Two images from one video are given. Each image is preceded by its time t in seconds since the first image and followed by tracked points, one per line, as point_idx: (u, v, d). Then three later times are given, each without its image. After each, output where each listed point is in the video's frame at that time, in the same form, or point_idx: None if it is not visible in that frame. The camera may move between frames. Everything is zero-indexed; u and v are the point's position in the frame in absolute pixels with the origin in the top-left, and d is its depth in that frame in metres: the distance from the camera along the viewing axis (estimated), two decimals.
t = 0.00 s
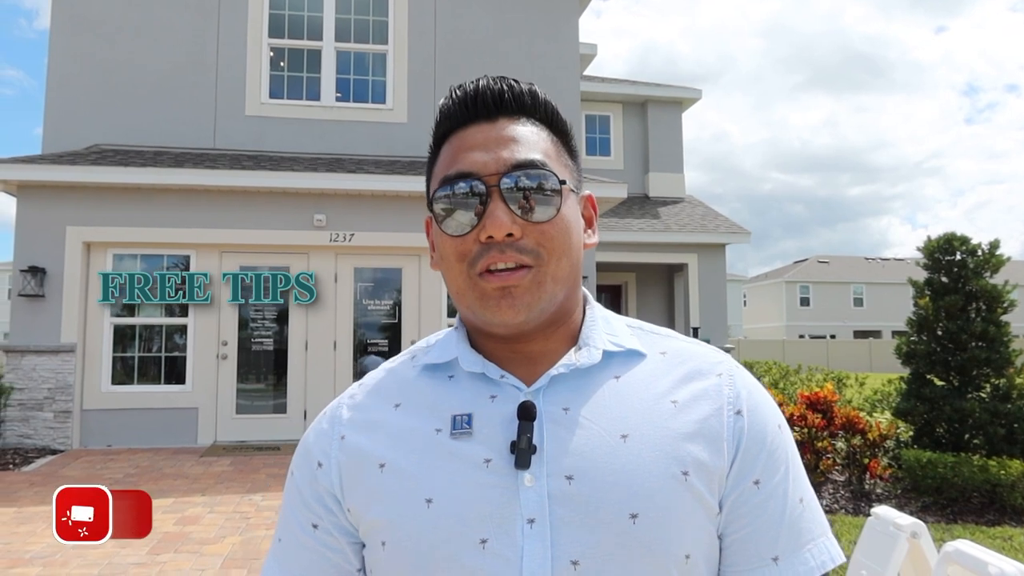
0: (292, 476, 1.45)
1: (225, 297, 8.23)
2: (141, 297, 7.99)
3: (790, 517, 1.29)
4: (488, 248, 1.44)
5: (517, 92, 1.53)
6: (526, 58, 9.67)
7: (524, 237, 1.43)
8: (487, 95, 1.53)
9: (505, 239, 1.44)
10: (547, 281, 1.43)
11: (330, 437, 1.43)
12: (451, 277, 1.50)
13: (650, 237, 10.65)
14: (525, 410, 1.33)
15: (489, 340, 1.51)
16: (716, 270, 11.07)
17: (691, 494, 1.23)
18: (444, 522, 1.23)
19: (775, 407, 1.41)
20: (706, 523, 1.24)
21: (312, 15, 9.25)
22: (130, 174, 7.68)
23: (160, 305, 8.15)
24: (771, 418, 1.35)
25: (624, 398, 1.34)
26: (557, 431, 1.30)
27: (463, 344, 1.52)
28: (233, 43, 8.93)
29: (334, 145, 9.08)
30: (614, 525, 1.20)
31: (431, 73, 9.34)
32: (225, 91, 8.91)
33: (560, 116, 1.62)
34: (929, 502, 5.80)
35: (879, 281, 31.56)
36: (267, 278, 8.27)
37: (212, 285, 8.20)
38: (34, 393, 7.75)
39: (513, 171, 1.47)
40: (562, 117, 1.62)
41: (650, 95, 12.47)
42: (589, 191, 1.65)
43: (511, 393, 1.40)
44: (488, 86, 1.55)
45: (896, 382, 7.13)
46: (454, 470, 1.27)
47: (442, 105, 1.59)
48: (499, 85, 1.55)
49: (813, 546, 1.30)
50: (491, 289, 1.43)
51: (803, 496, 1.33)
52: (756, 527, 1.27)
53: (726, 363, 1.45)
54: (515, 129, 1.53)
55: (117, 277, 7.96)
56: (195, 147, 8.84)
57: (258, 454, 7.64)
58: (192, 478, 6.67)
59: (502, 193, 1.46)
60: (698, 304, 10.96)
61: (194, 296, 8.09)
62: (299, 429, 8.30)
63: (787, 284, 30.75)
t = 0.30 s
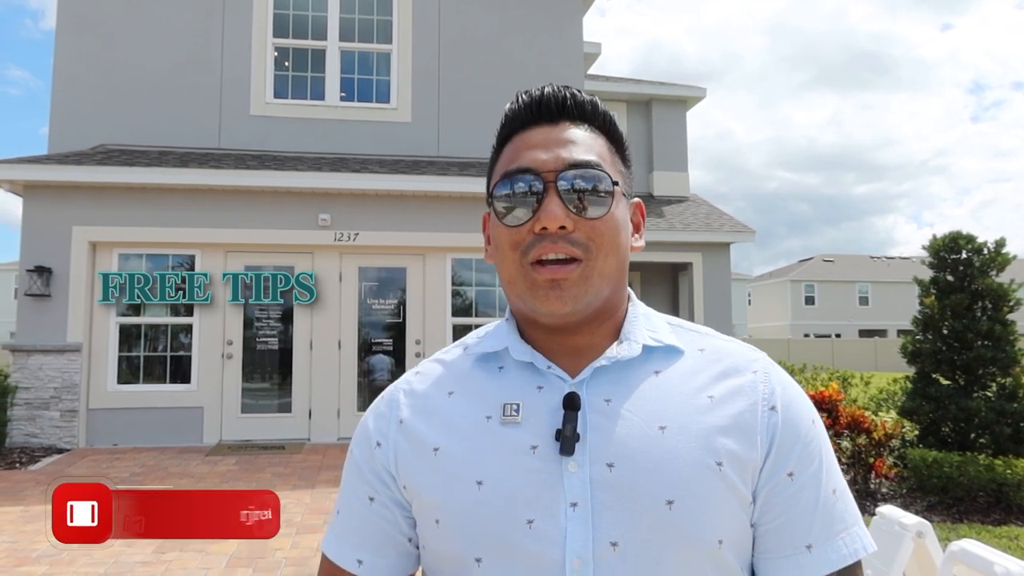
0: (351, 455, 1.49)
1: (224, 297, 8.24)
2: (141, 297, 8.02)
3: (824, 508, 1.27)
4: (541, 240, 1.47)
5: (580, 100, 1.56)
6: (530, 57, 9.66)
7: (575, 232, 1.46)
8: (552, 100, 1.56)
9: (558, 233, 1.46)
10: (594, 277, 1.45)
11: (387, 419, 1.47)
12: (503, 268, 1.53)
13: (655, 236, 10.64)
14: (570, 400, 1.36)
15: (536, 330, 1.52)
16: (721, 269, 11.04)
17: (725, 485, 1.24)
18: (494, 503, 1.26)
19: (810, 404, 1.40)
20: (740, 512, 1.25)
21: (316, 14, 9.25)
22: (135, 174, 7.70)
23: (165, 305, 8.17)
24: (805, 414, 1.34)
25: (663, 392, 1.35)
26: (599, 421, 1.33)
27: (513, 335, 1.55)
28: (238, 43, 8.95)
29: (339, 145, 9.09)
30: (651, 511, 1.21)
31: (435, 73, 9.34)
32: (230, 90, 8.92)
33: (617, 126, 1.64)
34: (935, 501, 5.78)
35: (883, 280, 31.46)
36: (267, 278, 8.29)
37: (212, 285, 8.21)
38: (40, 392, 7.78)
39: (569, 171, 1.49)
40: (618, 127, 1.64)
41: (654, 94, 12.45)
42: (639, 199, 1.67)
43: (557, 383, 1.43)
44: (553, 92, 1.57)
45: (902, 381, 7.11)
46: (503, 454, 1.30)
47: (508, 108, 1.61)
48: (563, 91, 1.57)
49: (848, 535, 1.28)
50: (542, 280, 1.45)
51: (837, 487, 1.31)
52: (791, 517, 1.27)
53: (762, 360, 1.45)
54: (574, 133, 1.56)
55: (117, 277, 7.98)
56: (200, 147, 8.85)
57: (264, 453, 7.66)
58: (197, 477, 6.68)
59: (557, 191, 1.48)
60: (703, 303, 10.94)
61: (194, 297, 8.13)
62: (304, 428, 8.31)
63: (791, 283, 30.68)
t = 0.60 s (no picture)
0: (386, 437, 1.52)
1: (224, 297, 8.24)
2: (141, 297, 8.02)
3: (833, 505, 1.27)
4: (574, 240, 1.46)
5: (616, 107, 1.55)
6: (531, 57, 9.65)
7: (606, 233, 1.45)
8: (590, 107, 1.54)
9: (590, 235, 1.45)
10: (624, 281, 1.45)
11: (423, 403, 1.49)
12: (535, 266, 1.52)
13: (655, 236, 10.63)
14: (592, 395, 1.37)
15: (564, 325, 1.52)
16: (722, 269, 11.02)
17: (735, 482, 1.25)
18: (518, 489, 1.28)
19: (827, 405, 1.38)
20: (748, 507, 1.26)
21: (317, 15, 9.25)
22: (135, 175, 7.70)
23: (166, 305, 8.17)
24: (819, 415, 1.33)
25: (680, 391, 1.36)
26: (619, 415, 1.34)
27: (541, 330, 1.55)
28: (238, 43, 8.95)
29: (339, 145, 9.09)
30: (663, 503, 1.24)
31: (436, 73, 9.34)
32: (231, 91, 8.92)
33: (650, 133, 1.63)
34: (936, 502, 5.76)
35: (885, 280, 31.44)
36: (267, 278, 8.28)
37: (212, 286, 8.21)
38: (41, 393, 7.78)
39: (603, 176, 1.49)
40: (651, 134, 1.63)
41: (655, 94, 12.44)
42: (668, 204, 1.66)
43: (581, 378, 1.44)
44: (592, 97, 1.56)
45: (903, 381, 7.10)
46: (527, 444, 1.32)
47: (546, 111, 1.60)
48: (601, 96, 1.57)
49: (857, 532, 1.27)
50: (573, 278, 1.44)
51: (847, 487, 1.30)
52: (801, 514, 1.26)
53: (779, 362, 1.43)
54: (609, 140, 1.55)
55: (117, 277, 7.98)
56: (201, 148, 8.86)
57: (265, 454, 7.65)
58: (198, 478, 6.68)
59: (591, 195, 1.47)
60: (703, 303, 10.93)
61: (193, 297, 8.13)
62: (305, 428, 8.31)
63: (792, 283, 30.66)
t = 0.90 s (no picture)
0: (377, 425, 1.52)
1: (224, 297, 8.23)
2: (141, 297, 8.01)
3: (796, 497, 1.34)
4: (569, 247, 1.49)
5: (614, 127, 1.58)
6: (531, 58, 9.65)
7: (599, 242, 1.49)
8: (591, 126, 1.57)
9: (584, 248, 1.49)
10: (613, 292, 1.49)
11: (414, 392, 1.50)
12: (529, 272, 1.55)
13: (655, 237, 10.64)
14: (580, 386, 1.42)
15: (553, 326, 1.56)
16: (723, 270, 11.01)
17: (709, 472, 1.30)
18: (508, 472, 1.31)
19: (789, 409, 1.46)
20: (720, 496, 1.31)
21: (318, 16, 9.25)
22: (136, 176, 7.70)
23: (166, 306, 8.16)
24: (783, 418, 1.40)
25: (660, 387, 1.41)
26: (606, 408, 1.38)
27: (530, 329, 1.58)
28: (238, 44, 8.96)
29: (339, 146, 9.08)
30: (643, 488, 1.28)
31: (436, 74, 9.35)
32: (231, 91, 8.92)
33: (643, 154, 1.67)
34: (938, 504, 5.80)
35: (886, 282, 31.41)
36: (267, 278, 8.27)
37: (212, 286, 8.20)
38: (40, 394, 7.77)
39: (599, 191, 1.52)
40: (644, 155, 1.67)
41: (655, 95, 12.44)
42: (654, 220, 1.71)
43: (569, 372, 1.47)
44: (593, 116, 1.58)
45: (904, 382, 7.09)
46: (518, 429, 1.35)
47: (548, 126, 1.62)
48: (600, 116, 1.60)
49: (814, 524, 1.35)
50: (565, 282, 1.49)
51: (806, 482, 1.38)
52: (767, 506, 1.33)
53: (747, 367, 1.50)
54: (606, 158, 1.58)
55: (117, 277, 7.97)
56: (202, 148, 8.85)
57: (265, 455, 7.64)
58: (198, 479, 6.67)
59: (587, 208, 1.51)
60: (704, 304, 10.92)
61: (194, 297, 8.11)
62: (305, 429, 8.30)
63: (793, 284, 30.66)
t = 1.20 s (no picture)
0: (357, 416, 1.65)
1: (224, 297, 8.23)
2: (141, 297, 8.01)
3: (726, 487, 1.36)
4: (526, 250, 1.56)
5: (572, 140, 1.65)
6: (531, 58, 9.66)
7: (554, 247, 1.56)
8: (551, 138, 1.64)
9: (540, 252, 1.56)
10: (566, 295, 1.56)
11: (387, 387, 1.62)
12: (489, 273, 1.62)
13: (655, 237, 10.65)
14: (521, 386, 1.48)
15: (509, 324, 1.63)
16: (723, 269, 11.02)
17: (637, 466, 1.35)
18: (454, 464, 1.41)
19: (729, 401, 1.47)
20: (649, 489, 1.35)
21: (317, 15, 9.25)
22: (136, 175, 7.70)
23: (165, 306, 8.16)
24: (718, 411, 1.41)
25: (596, 386, 1.45)
26: (545, 406, 1.44)
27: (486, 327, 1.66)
28: (238, 43, 8.95)
29: (339, 146, 9.09)
30: (572, 482, 1.34)
31: (435, 73, 9.35)
32: (230, 90, 8.92)
33: (600, 166, 1.74)
34: (937, 503, 5.81)
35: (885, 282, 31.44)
36: (267, 278, 8.28)
37: (212, 286, 8.20)
38: (40, 393, 7.77)
39: (556, 199, 1.58)
40: (601, 167, 1.74)
41: (655, 95, 12.45)
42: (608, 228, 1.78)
43: (517, 372, 1.54)
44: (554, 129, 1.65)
45: (904, 382, 7.10)
46: (464, 426, 1.44)
47: (512, 136, 1.69)
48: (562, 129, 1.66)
49: (745, 511, 1.37)
50: (520, 283, 1.56)
51: (740, 471, 1.39)
52: (695, 496, 1.35)
53: (689, 361, 1.51)
54: (564, 168, 1.64)
55: (117, 277, 7.97)
56: (201, 148, 8.85)
57: (264, 455, 7.65)
58: (197, 478, 6.68)
59: (544, 215, 1.57)
60: (703, 304, 10.93)
61: (194, 296, 8.13)
62: (304, 429, 8.30)
63: (792, 284, 30.69)
